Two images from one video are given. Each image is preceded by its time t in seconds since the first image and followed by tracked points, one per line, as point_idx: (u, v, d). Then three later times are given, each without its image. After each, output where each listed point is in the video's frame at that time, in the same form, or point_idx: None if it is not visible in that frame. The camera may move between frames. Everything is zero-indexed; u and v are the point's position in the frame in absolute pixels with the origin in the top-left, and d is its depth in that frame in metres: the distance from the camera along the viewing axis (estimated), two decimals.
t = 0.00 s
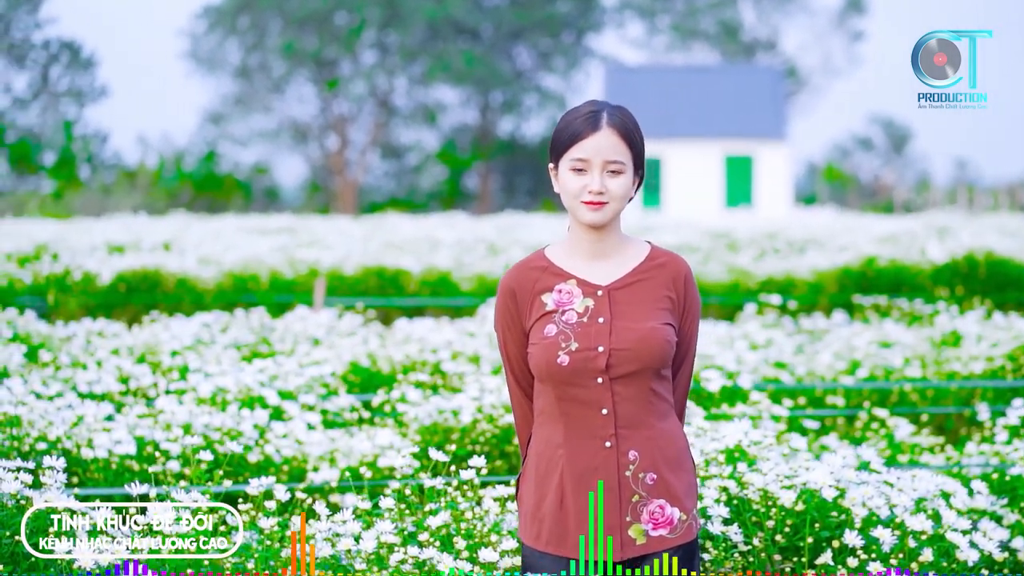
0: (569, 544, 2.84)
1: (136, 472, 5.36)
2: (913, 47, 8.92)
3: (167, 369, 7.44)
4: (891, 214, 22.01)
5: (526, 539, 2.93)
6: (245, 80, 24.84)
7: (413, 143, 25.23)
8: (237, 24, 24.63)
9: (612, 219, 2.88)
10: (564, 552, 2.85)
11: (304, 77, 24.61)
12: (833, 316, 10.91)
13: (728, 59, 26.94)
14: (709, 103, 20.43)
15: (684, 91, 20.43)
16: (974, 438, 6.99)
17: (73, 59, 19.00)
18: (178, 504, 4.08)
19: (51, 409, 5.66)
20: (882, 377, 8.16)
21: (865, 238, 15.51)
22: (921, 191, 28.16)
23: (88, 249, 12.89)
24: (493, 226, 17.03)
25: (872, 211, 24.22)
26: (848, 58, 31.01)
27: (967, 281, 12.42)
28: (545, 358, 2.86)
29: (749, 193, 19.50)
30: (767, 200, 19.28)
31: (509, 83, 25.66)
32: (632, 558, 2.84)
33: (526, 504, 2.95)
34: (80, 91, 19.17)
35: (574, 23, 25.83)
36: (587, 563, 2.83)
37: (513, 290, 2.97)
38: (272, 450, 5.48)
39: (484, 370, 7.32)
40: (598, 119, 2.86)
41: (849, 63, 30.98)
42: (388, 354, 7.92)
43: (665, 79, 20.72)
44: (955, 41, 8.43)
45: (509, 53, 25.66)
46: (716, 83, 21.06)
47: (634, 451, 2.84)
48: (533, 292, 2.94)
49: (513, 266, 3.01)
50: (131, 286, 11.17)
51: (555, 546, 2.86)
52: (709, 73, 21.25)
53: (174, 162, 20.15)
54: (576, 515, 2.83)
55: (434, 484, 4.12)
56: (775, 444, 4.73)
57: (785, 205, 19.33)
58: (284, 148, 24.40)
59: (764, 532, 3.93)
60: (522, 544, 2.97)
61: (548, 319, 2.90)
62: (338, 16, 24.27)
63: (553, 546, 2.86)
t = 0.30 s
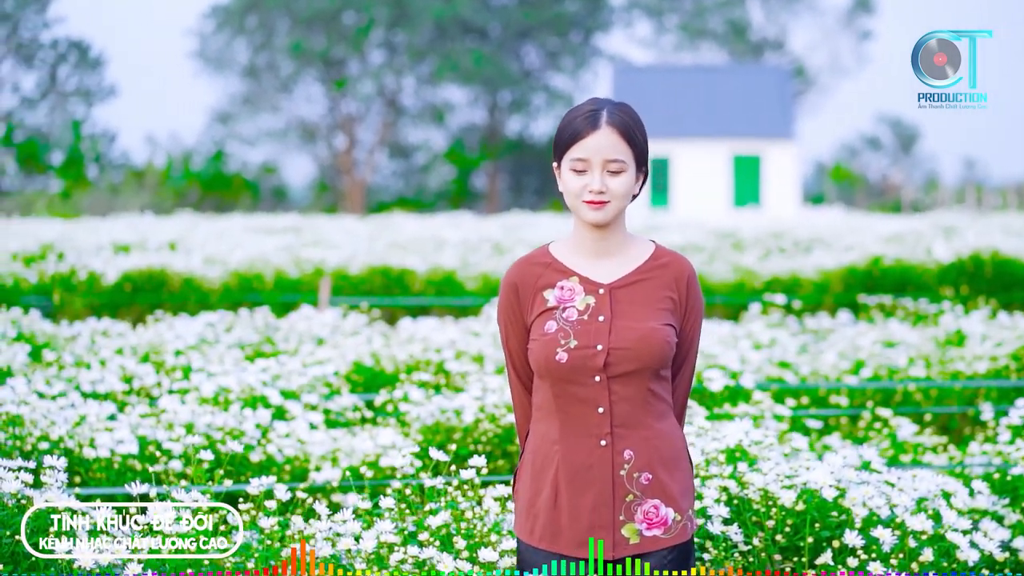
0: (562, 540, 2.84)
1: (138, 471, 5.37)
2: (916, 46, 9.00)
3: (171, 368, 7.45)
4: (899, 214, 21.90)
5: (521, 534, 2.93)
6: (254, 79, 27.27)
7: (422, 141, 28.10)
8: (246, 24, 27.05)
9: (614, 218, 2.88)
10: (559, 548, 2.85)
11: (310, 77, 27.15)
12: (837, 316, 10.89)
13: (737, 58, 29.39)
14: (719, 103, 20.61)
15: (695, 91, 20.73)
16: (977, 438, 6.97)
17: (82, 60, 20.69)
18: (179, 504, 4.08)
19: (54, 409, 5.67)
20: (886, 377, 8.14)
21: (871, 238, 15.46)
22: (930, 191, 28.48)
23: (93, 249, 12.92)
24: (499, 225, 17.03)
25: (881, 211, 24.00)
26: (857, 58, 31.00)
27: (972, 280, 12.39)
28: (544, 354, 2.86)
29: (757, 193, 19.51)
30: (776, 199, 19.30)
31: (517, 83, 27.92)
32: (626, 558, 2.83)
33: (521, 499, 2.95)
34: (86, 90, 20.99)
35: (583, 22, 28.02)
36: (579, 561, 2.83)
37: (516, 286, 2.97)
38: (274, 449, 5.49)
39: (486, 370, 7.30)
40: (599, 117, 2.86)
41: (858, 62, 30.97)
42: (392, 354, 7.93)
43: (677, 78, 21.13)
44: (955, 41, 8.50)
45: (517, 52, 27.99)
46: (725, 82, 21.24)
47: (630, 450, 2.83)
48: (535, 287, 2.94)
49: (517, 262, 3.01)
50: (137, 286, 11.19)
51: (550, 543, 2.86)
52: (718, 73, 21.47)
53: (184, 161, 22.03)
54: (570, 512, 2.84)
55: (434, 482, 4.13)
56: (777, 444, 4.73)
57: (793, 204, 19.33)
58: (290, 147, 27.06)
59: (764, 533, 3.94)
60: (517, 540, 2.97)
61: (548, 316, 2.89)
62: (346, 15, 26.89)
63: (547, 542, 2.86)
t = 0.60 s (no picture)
0: (554, 538, 2.84)
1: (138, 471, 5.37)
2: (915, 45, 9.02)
3: (172, 368, 7.45)
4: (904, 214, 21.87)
5: (516, 531, 2.94)
6: (258, 78, 28.37)
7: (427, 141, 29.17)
8: (250, 24, 28.19)
9: (612, 221, 2.87)
10: (551, 546, 2.84)
11: (318, 77, 28.05)
12: (839, 316, 10.88)
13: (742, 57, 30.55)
14: (726, 104, 20.74)
15: (700, 90, 20.95)
16: (978, 439, 6.96)
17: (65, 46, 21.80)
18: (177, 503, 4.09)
19: (55, 408, 5.66)
20: (888, 377, 8.14)
21: (874, 238, 15.47)
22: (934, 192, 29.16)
23: (96, 248, 12.94)
24: (502, 225, 17.02)
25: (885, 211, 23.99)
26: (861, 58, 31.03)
27: (976, 282, 12.33)
28: (541, 352, 2.86)
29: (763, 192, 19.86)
30: (782, 199, 19.66)
31: (522, 82, 28.58)
32: (617, 558, 2.82)
33: (517, 497, 2.96)
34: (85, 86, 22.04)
35: (587, 21, 29.08)
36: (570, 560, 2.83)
37: (518, 283, 2.98)
38: (274, 449, 5.49)
39: (487, 370, 7.28)
40: (596, 121, 2.85)
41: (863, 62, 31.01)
42: (393, 354, 7.91)
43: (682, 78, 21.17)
44: (956, 41, 8.53)
45: (523, 52, 28.88)
46: (731, 81, 21.49)
47: (623, 451, 2.83)
48: (536, 285, 2.95)
49: (520, 259, 3.02)
50: (139, 286, 11.18)
51: (543, 540, 2.86)
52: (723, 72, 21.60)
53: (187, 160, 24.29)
54: (562, 510, 2.83)
55: (434, 482, 4.14)
56: (777, 444, 4.72)
57: (799, 204, 19.66)
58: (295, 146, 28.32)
59: (763, 533, 3.94)
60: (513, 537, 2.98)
61: (548, 314, 2.90)
62: (351, 15, 27.59)
63: (539, 539, 2.87)
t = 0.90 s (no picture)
0: (545, 537, 2.84)
1: (138, 471, 5.34)
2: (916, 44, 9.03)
3: (172, 367, 7.47)
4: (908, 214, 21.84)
5: (512, 528, 2.94)
6: (262, 76, 28.60)
7: (431, 140, 29.67)
8: (254, 23, 28.43)
9: (610, 224, 2.84)
10: (543, 544, 2.84)
11: (321, 76, 28.31)
12: (841, 315, 10.88)
13: (746, 56, 30.74)
14: (732, 102, 21.80)
15: (705, 90, 21.94)
16: (979, 439, 6.96)
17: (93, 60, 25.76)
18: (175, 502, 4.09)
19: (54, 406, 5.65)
20: (889, 377, 8.14)
21: (876, 238, 15.45)
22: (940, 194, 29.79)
23: (98, 246, 12.99)
24: (505, 224, 17.05)
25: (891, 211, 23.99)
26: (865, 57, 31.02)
27: (978, 281, 12.26)
28: (538, 351, 2.86)
29: (765, 190, 20.94)
30: (783, 198, 20.71)
31: (526, 82, 28.56)
32: (607, 559, 2.80)
33: (515, 494, 2.97)
34: (95, 87, 25.93)
35: (590, 21, 28.84)
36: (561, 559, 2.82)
37: (521, 281, 2.98)
38: (273, 449, 5.48)
39: (487, 370, 7.28)
40: (590, 124, 2.80)
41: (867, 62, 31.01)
42: (393, 354, 7.90)
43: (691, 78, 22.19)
44: (956, 41, 8.53)
45: (527, 51, 29.00)
46: (734, 82, 22.32)
47: (615, 452, 2.81)
48: (537, 283, 2.95)
49: (525, 258, 3.02)
50: (141, 284, 11.18)
51: (536, 537, 2.85)
52: (729, 72, 22.51)
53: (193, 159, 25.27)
54: (553, 509, 2.83)
55: (431, 482, 4.14)
56: (774, 444, 4.72)
57: (801, 204, 20.62)
58: (299, 145, 29.04)
59: (761, 533, 3.93)
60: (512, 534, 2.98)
61: (547, 312, 2.90)
62: (355, 14, 27.79)
63: (531, 536, 2.87)
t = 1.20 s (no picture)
0: (534, 532, 2.82)
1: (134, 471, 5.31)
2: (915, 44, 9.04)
3: (171, 366, 7.44)
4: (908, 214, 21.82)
5: (509, 522, 2.94)
6: (263, 75, 28.62)
7: (432, 140, 29.65)
8: (255, 23, 28.46)
9: (603, 227, 2.75)
10: (533, 541, 2.82)
11: (322, 75, 28.31)
12: (840, 315, 10.86)
13: (746, 55, 30.75)
14: (734, 104, 21.84)
15: (707, 91, 22.02)
16: (977, 439, 6.95)
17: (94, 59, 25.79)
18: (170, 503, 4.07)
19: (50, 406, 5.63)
20: (886, 377, 8.13)
21: (877, 237, 15.44)
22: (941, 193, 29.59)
23: (97, 246, 12.99)
24: (506, 223, 17.05)
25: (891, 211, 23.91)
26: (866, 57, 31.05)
27: (977, 280, 12.28)
28: (532, 349, 2.82)
29: (766, 189, 20.95)
30: (784, 197, 20.71)
31: (527, 81, 28.54)
32: (593, 560, 2.77)
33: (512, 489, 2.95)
34: (96, 87, 25.96)
35: (590, 20, 28.86)
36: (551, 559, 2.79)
37: (525, 276, 2.93)
38: (269, 449, 5.46)
39: (484, 370, 7.26)
40: (578, 127, 2.71)
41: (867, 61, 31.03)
42: (391, 353, 7.88)
43: (692, 79, 22.28)
44: (956, 41, 8.52)
45: (527, 50, 28.96)
46: (735, 82, 22.37)
47: (604, 453, 2.76)
48: (537, 279, 2.90)
49: (530, 252, 2.97)
50: (140, 284, 11.18)
51: (527, 533, 2.84)
52: (730, 72, 22.58)
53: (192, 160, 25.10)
54: (542, 507, 2.81)
55: (424, 482, 4.15)
56: (770, 443, 4.71)
57: (802, 204, 20.56)
58: (299, 144, 29.00)
59: (755, 533, 3.93)
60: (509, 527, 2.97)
61: (544, 309, 2.85)
62: (357, 13, 27.81)
63: (523, 532, 2.85)
